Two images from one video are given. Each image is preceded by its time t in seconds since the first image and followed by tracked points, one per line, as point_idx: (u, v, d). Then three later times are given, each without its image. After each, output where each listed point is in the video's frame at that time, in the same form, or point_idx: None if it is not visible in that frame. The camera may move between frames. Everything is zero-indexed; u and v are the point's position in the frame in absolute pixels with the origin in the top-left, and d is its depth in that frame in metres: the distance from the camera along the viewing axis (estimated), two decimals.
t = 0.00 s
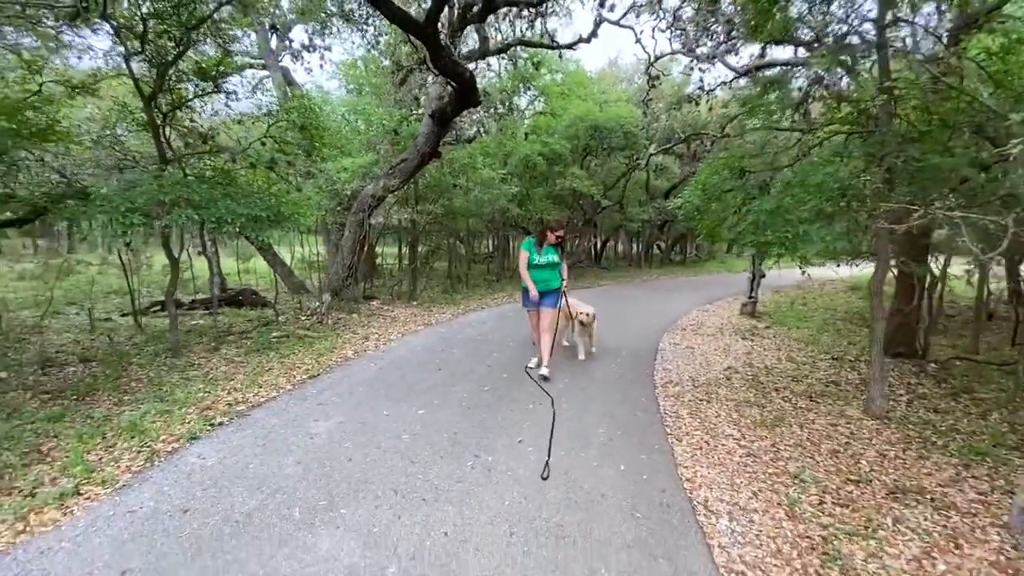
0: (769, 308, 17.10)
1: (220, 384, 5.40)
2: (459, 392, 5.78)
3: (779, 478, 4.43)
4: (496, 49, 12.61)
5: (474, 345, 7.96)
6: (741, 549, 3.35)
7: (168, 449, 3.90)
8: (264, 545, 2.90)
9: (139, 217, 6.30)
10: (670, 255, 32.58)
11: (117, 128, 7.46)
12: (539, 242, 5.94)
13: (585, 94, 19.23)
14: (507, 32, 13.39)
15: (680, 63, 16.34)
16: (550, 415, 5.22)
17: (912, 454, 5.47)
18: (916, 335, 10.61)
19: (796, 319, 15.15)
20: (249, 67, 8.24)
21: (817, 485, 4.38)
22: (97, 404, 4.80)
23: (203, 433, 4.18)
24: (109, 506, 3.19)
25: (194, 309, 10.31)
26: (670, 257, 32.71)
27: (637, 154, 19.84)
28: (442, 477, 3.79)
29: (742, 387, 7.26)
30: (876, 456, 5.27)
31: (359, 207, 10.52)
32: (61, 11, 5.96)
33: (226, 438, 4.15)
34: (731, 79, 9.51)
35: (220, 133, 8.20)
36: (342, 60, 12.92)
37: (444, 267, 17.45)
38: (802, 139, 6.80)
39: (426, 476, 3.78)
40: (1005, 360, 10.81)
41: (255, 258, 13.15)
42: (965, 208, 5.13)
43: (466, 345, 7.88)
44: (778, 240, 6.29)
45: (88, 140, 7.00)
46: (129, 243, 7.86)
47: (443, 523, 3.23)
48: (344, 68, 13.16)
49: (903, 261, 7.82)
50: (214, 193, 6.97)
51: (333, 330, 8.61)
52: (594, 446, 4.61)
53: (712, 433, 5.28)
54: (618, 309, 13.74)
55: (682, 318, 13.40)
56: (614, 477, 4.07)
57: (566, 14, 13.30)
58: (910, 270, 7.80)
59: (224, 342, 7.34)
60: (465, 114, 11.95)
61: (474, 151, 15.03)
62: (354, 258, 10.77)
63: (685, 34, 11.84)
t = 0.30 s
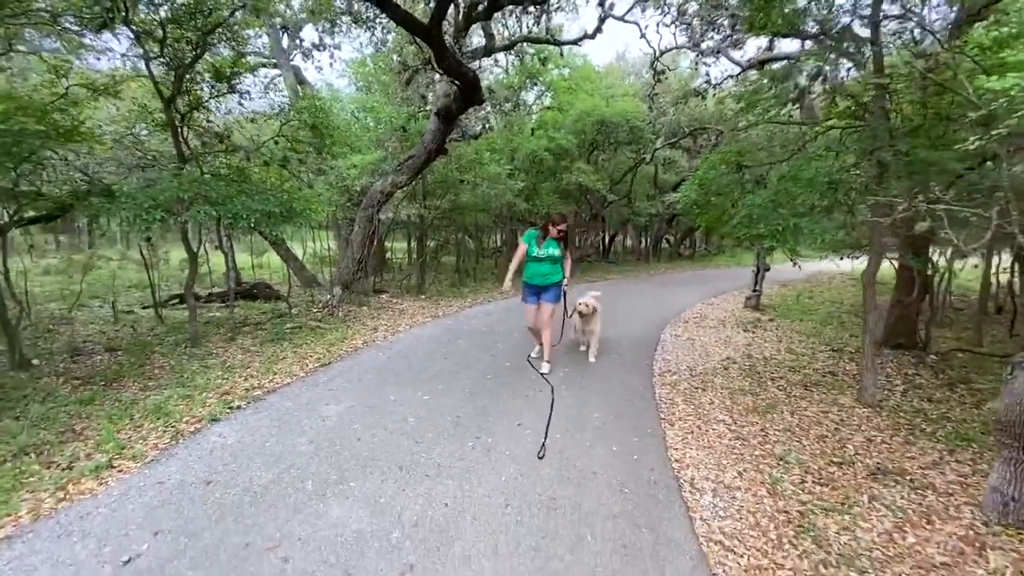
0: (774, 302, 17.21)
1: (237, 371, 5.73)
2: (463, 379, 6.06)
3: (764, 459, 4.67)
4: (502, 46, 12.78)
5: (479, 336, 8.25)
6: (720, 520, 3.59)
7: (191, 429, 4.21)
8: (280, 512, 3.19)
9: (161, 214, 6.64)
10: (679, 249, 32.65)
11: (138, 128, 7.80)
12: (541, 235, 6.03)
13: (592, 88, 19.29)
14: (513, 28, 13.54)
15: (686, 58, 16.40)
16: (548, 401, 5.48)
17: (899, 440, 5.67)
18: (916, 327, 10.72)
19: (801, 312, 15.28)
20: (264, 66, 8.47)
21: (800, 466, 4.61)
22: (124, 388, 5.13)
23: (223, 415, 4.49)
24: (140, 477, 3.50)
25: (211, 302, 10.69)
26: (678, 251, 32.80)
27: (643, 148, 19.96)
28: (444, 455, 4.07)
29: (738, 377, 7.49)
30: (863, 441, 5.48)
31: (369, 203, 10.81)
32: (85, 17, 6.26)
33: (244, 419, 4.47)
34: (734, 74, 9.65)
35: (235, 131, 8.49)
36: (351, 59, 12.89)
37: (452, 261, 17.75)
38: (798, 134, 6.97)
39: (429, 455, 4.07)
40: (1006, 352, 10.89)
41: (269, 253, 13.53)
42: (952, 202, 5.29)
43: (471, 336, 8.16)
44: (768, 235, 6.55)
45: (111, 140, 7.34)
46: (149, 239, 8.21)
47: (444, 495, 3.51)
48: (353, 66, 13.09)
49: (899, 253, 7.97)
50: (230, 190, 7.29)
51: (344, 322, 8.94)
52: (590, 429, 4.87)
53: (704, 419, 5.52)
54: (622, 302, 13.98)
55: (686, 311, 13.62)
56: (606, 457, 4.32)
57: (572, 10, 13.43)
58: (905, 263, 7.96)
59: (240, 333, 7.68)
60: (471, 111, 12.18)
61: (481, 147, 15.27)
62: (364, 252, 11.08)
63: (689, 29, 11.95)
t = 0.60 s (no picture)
0: (787, 295, 17.25)
1: (262, 356, 6.11)
2: (473, 366, 6.37)
3: (757, 440, 4.91)
4: (515, 41, 12.96)
5: (490, 326, 8.56)
6: (708, 492, 3.85)
7: (221, 406, 4.57)
8: (304, 477, 3.53)
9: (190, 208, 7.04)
10: (695, 242, 32.62)
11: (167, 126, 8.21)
12: (543, 230, 6.14)
13: (606, 82, 19.34)
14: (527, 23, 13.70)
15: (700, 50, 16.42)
16: (554, 386, 5.76)
17: (893, 425, 5.85)
18: (925, 319, 10.77)
19: (813, 305, 15.32)
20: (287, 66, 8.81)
21: (791, 447, 4.84)
22: (158, 370, 5.53)
23: (250, 395, 4.85)
24: (178, 446, 3.86)
25: (235, 293, 11.16)
26: (694, 245, 32.78)
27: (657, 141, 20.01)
28: (453, 432, 4.38)
29: (741, 366, 7.70)
30: (857, 426, 5.68)
31: (385, 197, 11.17)
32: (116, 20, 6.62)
33: (269, 398, 4.83)
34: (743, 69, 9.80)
35: (257, 129, 8.86)
36: (368, 56, 13.16)
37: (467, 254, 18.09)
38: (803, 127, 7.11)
39: (441, 431, 4.39)
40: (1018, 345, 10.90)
41: (290, 246, 13.99)
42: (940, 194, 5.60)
43: (482, 326, 8.46)
44: (768, 228, 6.78)
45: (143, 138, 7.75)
46: (178, 232, 8.65)
47: (453, 465, 3.83)
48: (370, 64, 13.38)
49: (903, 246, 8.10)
50: (253, 185, 7.67)
51: (361, 312, 9.32)
52: (591, 412, 5.15)
53: (703, 404, 5.77)
54: (633, 295, 14.20)
55: (696, 304, 13.80)
56: (605, 436, 4.61)
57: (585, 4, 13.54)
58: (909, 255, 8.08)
59: (264, 321, 8.09)
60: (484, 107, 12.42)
61: (495, 141, 15.53)
62: (381, 245, 11.45)
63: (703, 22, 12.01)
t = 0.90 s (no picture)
0: (801, 290, 17.26)
1: (288, 345, 6.46)
2: (487, 356, 6.64)
3: (759, 427, 5.12)
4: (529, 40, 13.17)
5: (503, 319, 8.83)
6: (708, 472, 4.07)
7: (253, 391, 4.90)
8: (330, 453, 3.82)
9: (221, 206, 7.41)
10: (711, 237, 32.55)
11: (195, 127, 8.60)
12: (540, 227, 6.18)
13: (621, 78, 19.44)
14: (540, 21, 13.88)
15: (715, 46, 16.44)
16: (564, 375, 6.01)
17: (896, 415, 6.00)
18: (937, 313, 10.79)
19: (827, 300, 15.34)
20: (309, 69, 9.10)
21: (792, 433, 5.04)
22: (192, 358, 5.90)
23: (278, 381, 5.18)
24: (215, 424, 4.19)
25: (260, 287, 11.58)
26: (710, 241, 32.71)
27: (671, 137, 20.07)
28: (468, 416, 4.65)
29: (749, 358, 7.88)
30: (860, 415, 5.84)
31: (402, 194, 11.48)
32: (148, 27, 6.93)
33: (297, 384, 5.16)
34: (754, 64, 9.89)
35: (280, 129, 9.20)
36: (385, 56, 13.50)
37: (482, 250, 18.38)
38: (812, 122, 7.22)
39: (457, 415, 4.66)
40: None
41: (310, 242, 14.39)
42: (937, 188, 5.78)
43: (496, 318, 8.73)
44: (774, 222, 6.95)
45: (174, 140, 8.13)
46: (206, 228, 9.06)
47: (468, 445, 4.10)
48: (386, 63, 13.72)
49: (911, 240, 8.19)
50: (279, 184, 8.03)
51: (380, 305, 9.65)
52: (599, 399, 5.40)
53: (709, 393, 5.98)
54: (646, 290, 14.38)
55: (709, 298, 13.92)
56: (612, 420, 4.85)
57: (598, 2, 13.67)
58: (918, 249, 8.17)
59: (288, 314, 8.46)
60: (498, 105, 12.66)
61: (509, 139, 15.77)
62: (398, 241, 11.77)
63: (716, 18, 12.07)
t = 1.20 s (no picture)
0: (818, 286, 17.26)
1: (319, 333, 6.86)
2: (506, 345, 6.98)
3: (765, 412, 5.35)
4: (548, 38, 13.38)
5: (521, 311, 9.16)
6: (713, 450, 4.33)
7: (290, 373, 5.30)
8: (364, 427, 4.18)
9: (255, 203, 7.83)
10: (729, 233, 32.43)
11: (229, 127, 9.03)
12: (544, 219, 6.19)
13: (638, 74, 19.54)
14: (559, 19, 14.09)
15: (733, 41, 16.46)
16: (579, 363, 6.31)
17: (903, 403, 6.18)
18: (954, 307, 10.77)
19: (844, 296, 15.36)
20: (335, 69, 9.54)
21: (796, 418, 5.27)
22: (231, 343, 6.32)
23: (311, 364, 5.57)
24: (259, 401, 4.59)
25: (288, 280, 12.07)
26: (729, 236, 32.64)
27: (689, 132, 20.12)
28: (488, 398, 4.99)
29: (760, 350, 8.09)
30: (866, 403, 6.04)
31: (423, 191, 11.81)
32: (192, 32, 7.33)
33: (330, 368, 5.54)
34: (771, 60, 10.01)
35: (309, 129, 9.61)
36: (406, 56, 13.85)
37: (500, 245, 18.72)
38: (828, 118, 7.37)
39: (478, 397, 5.00)
40: None
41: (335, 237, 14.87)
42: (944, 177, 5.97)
43: (514, 310, 9.05)
44: (783, 216, 7.16)
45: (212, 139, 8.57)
46: (239, 223, 9.53)
47: (489, 423, 4.43)
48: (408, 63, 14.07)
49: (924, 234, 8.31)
50: (309, 181, 8.47)
51: (403, 297, 10.04)
52: (612, 385, 5.69)
53: (719, 381, 6.22)
54: (661, 285, 14.57)
55: (724, 293, 14.07)
56: (624, 404, 5.14)
57: None
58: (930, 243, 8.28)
59: (316, 304, 8.88)
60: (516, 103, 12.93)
61: (526, 136, 16.06)
62: (419, 236, 12.12)
63: (734, 13, 12.16)
